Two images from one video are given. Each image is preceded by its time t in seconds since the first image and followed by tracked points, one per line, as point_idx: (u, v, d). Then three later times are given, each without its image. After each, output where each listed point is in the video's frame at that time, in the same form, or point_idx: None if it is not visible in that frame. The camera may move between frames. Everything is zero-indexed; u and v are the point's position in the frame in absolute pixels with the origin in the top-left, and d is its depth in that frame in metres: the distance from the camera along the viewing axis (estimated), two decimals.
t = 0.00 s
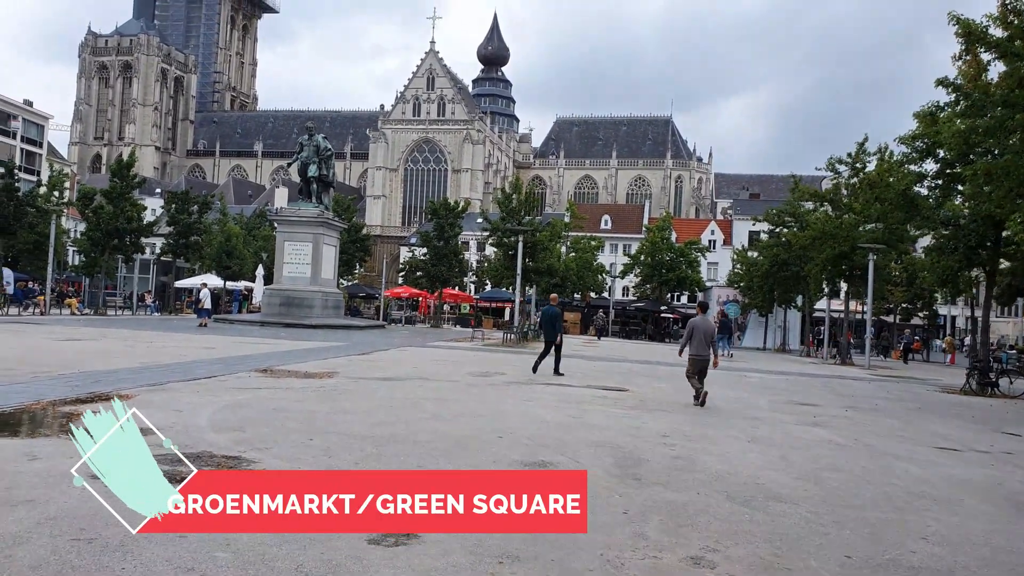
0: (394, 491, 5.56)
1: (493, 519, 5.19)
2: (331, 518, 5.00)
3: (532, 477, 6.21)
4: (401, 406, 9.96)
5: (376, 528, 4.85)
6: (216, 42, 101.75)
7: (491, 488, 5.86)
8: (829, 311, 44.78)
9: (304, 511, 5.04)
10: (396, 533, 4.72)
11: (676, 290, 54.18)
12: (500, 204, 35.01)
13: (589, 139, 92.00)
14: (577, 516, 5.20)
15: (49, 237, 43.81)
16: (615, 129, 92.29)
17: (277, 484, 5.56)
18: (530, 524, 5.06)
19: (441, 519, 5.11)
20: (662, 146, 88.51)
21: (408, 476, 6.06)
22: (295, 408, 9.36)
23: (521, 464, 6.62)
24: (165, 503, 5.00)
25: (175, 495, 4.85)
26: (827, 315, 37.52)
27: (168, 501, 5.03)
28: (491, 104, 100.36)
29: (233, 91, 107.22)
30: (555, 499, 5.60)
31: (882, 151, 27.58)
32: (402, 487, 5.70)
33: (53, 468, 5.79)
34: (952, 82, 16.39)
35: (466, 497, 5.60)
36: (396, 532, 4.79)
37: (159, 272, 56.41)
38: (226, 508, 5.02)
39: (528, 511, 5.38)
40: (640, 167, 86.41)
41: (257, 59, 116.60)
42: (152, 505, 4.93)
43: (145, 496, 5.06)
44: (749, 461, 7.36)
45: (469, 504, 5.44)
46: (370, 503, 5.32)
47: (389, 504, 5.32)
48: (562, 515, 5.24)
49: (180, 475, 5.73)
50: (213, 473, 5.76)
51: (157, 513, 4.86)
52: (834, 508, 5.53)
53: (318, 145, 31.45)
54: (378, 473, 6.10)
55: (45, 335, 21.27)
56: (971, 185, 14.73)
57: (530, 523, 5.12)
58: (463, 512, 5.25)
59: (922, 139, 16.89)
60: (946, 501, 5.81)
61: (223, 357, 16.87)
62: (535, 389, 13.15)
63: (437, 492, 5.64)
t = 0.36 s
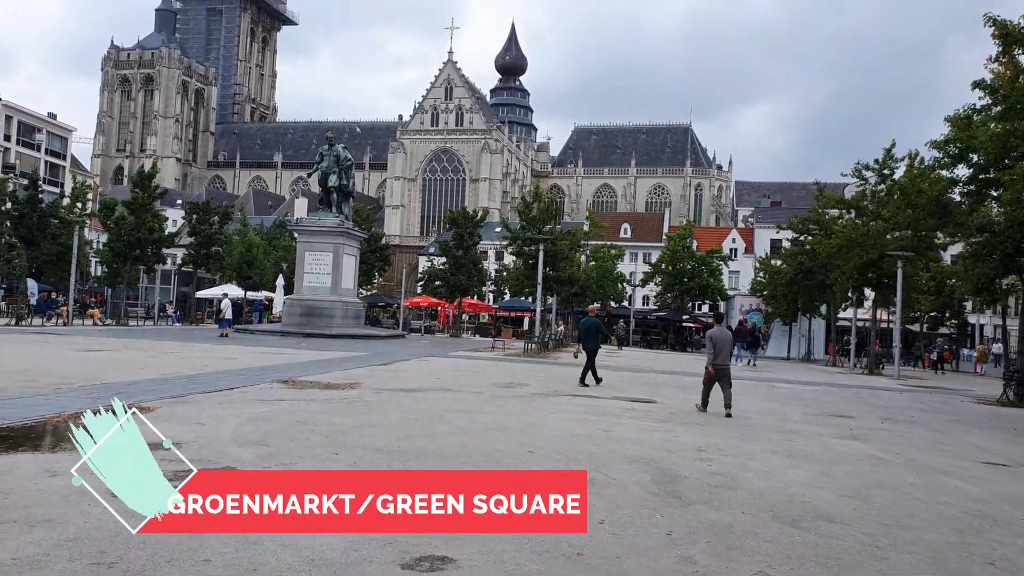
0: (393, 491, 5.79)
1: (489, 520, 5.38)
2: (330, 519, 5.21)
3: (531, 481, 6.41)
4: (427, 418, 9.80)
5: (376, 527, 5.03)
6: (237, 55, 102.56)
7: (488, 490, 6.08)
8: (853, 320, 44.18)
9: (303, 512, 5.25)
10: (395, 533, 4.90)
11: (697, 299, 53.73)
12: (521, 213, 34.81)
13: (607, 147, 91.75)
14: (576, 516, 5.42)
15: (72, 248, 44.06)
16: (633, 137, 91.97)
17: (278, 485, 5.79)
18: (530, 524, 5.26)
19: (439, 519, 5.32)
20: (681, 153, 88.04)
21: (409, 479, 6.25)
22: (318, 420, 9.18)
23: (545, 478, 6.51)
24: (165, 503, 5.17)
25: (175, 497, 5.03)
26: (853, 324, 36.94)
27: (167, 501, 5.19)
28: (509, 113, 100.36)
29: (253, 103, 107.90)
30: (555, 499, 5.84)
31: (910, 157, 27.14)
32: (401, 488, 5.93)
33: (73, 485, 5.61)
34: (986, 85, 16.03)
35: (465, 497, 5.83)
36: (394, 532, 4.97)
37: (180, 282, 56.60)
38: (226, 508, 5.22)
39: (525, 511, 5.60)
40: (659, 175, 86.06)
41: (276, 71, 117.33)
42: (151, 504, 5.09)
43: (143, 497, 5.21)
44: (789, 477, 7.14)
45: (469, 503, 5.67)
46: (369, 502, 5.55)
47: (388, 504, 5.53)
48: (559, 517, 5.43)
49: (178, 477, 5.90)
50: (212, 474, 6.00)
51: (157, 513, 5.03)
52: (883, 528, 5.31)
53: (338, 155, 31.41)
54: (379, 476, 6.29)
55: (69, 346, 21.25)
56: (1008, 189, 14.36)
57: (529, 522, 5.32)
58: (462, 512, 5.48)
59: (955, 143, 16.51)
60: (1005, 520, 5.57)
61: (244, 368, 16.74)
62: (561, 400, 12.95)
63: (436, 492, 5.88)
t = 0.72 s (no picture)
0: (392, 492, 5.96)
1: (485, 518, 5.53)
2: (329, 518, 5.34)
3: (531, 481, 6.57)
4: (448, 427, 9.52)
5: (375, 526, 5.19)
6: (258, 64, 103.16)
7: (487, 490, 6.25)
8: (879, 325, 43.48)
9: (303, 512, 5.39)
10: (393, 533, 5.03)
11: (720, 305, 53.19)
12: (541, 218, 34.47)
13: (628, 152, 91.37)
14: (576, 516, 5.54)
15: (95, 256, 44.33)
16: (654, 142, 91.51)
17: (277, 487, 5.93)
18: (529, 523, 5.39)
19: (438, 520, 5.46)
20: (703, 158, 87.38)
21: (410, 481, 6.39)
22: (335, 429, 8.93)
23: (545, 479, 6.61)
24: (164, 504, 5.27)
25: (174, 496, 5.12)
26: (881, 330, 36.32)
27: (167, 501, 5.30)
28: (528, 119, 100.25)
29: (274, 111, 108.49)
30: (555, 500, 5.95)
31: (940, 159, 26.61)
32: (401, 489, 6.09)
33: (80, 497, 5.35)
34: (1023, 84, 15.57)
35: (465, 497, 6.00)
36: (393, 531, 5.11)
37: (201, 289, 56.81)
38: (225, 508, 5.34)
39: (526, 512, 5.70)
40: (681, 180, 85.54)
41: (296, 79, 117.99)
42: (152, 506, 5.18)
43: (146, 500, 5.27)
44: (830, 489, 6.81)
45: (469, 504, 5.82)
46: (369, 503, 5.70)
47: (388, 504, 5.70)
48: (557, 517, 5.55)
49: (178, 478, 6.02)
50: (212, 474, 6.19)
51: (157, 513, 5.09)
52: (938, 547, 4.98)
53: (358, 160, 31.33)
54: (380, 477, 6.45)
55: (89, 353, 21.20)
56: None
57: (527, 523, 5.43)
58: (461, 512, 5.62)
59: (991, 143, 16.03)
60: None
61: (262, 375, 16.57)
62: (586, 407, 12.61)
63: (436, 493, 6.05)
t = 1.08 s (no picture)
0: (392, 492, 6.12)
1: (483, 519, 5.65)
2: (330, 518, 5.50)
3: (531, 483, 6.66)
4: (461, 434, 9.25)
5: (376, 524, 5.35)
6: (272, 68, 103.50)
7: (486, 491, 6.41)
8: (898, 328, 42.92)
9: (303, 512, 5.53)
10: (394, 532, 5.18)
11: (736, 308, 52.70)
12: (555, 220, 34.11)
13: (642, 154, 91.00)
14: (576, 516, 5.67)
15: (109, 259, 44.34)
16: (668, 144, 91.03)
17: (277, 487, 6.09)
18: (529, 523, 5.51)
19: (438, 519, 5.61)
20: (718, 160, 86.78)
21: (410, 483, 6.53)
22: (343, 436, 8.69)
23: (546, 480, 6.74)
24: (165, 503, 5.33)
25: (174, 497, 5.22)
26: (901, 333, 35.78)
27: (167, 501, 5.35)
28: (542, 121, 100.04)
29: (288, 114, 108.62)
30: (555, 500, 6.10)
31: (963, 159, 26.10)
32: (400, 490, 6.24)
33: (70, 513, 5.07)
34: None
35: (465, 497, 6.17)
36: (395, 530, 5.26)
37: (215, 292, 56.81)
38: (226, 508, 5.45)
39: (526, 512, 5.83)
40: (695, 182, 85.11)
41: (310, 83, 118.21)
42: (153, 506, 5.24)
43: (145, 500, 5.30)
44: (861, 503, 6.52)
45: (469, 504, 5.99)
46: (369, 503, 5.86)
47: (388, 504, 5.88)
48: (557, 517, 5.67)
49: (178, 479, 6.17)
50: (213, 475, 6.35)
51: (157, 513, 5.17)
52: (981, 568, 4.77)
53: (371, 163, 31.13)
54: (380, 479, 6.58)
55: (101, 357, 21.07)
56: None
57: (526, 522, 5.56)
58: (461, 512, 5.77)
59: (1019, 141, 15.61)
60: None
61: (273, 379, 16.37)
62: (602, 413, 12.30)
63: (435, 494, 6.19)
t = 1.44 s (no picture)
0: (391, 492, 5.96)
1: (483, 521, 5.51)
2: (330, 518, 5.36)
3: (535, 486, 6.44)
4: (464, 438, 8.99)
5: (375, 524, 5.23)
6: (275, 69, 103.35)
7: (487, 491, 6.28)
8: (904, 330, 42.57)
9: (301, 512, 5.41)
10: (393, 532, 5.05)
11: (741, 310, 52.43)
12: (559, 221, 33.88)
13: (645, 156, 90.73)
14: (577, 516, 5.59)
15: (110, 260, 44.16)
16: (671, 146, 90.75)
17: (273, 488, 5.93)
18: (530, 523, 5.44)
19: (439, 519, 5.48)
20: (721, 161, 86.54)
21: (411, 482, 6.37)
22: (343, 440, 8.42)
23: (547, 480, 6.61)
24: (166, 504, 5.27)
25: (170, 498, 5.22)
26: (907, 335, 35.44)
27: (167, 502, 5.28)
28: (545, 123, 99.87)
29: (291, 116, 108.51)
30: (555, 499, 5.97)
31: (971, 159, 25.80)
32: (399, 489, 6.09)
33: (52, 524, 4.81)
34: None
35: (465, 497, 6.01)
36: (394, 530, 5.13)
37: (217, 293, 56.67)
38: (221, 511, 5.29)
39: (526, 512, 5.73)
40: (698, 184, 84.85)
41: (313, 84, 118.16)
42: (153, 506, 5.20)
43: (145, 500, 5.24)
44: (883, 511, 6.24)
45: (469, 504, 5.83)
46: (368, 503, 5.71)
47: (388, 504, 5.71)
48: (557, 517, 5.60)
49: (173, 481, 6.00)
50: (209, 476, 6.19)
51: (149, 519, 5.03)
52: None
53: (373, 163, 30.92)
54: (378, 478, 6.42)
55: (100, 359, 20.85)
56: None
57: (529, 523, 5.47)
58: (462, 512, 5.63)
59: None
60: None
61: (274, 381, 16.12)
62: (608, 417, 12.01)
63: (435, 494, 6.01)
